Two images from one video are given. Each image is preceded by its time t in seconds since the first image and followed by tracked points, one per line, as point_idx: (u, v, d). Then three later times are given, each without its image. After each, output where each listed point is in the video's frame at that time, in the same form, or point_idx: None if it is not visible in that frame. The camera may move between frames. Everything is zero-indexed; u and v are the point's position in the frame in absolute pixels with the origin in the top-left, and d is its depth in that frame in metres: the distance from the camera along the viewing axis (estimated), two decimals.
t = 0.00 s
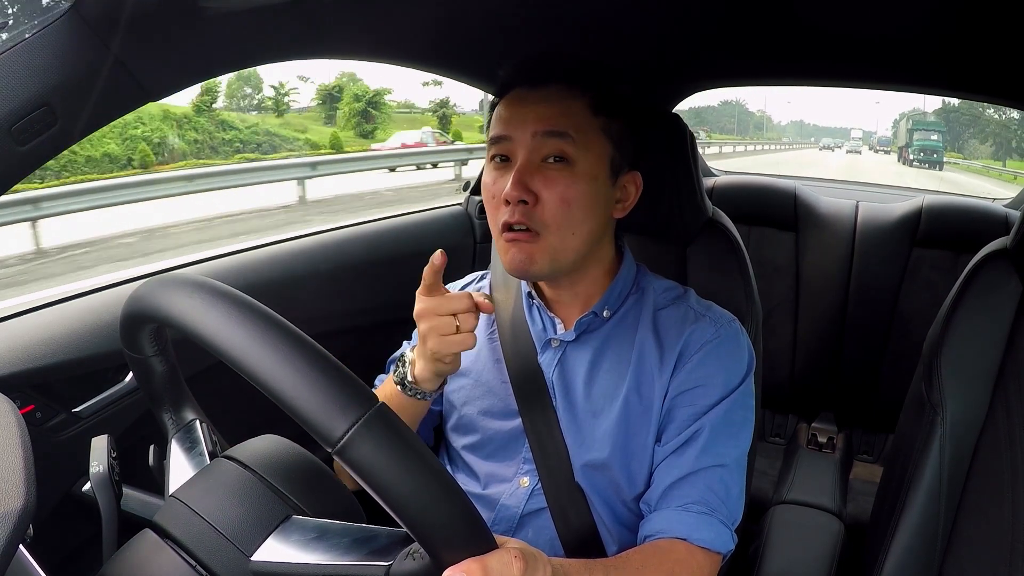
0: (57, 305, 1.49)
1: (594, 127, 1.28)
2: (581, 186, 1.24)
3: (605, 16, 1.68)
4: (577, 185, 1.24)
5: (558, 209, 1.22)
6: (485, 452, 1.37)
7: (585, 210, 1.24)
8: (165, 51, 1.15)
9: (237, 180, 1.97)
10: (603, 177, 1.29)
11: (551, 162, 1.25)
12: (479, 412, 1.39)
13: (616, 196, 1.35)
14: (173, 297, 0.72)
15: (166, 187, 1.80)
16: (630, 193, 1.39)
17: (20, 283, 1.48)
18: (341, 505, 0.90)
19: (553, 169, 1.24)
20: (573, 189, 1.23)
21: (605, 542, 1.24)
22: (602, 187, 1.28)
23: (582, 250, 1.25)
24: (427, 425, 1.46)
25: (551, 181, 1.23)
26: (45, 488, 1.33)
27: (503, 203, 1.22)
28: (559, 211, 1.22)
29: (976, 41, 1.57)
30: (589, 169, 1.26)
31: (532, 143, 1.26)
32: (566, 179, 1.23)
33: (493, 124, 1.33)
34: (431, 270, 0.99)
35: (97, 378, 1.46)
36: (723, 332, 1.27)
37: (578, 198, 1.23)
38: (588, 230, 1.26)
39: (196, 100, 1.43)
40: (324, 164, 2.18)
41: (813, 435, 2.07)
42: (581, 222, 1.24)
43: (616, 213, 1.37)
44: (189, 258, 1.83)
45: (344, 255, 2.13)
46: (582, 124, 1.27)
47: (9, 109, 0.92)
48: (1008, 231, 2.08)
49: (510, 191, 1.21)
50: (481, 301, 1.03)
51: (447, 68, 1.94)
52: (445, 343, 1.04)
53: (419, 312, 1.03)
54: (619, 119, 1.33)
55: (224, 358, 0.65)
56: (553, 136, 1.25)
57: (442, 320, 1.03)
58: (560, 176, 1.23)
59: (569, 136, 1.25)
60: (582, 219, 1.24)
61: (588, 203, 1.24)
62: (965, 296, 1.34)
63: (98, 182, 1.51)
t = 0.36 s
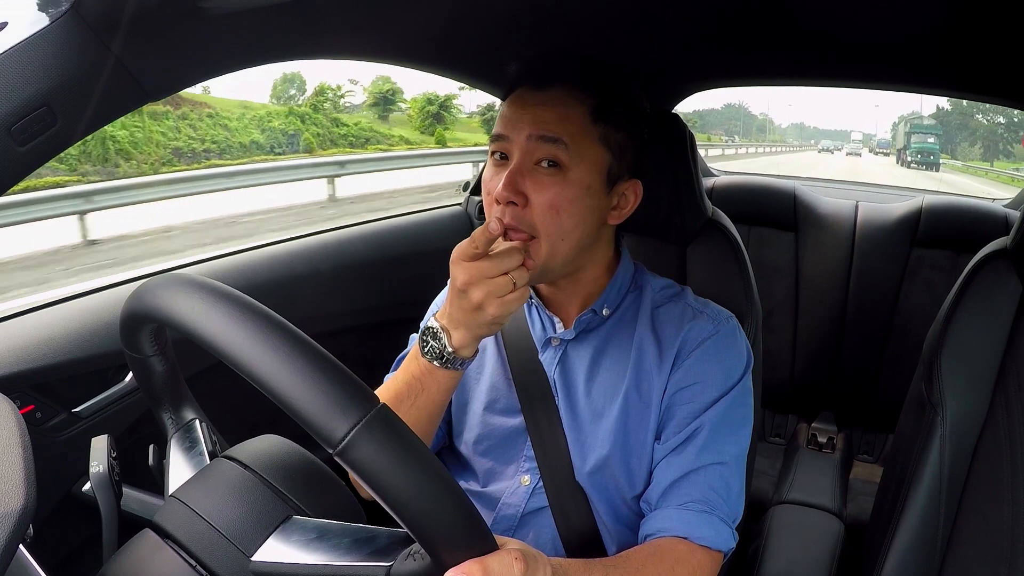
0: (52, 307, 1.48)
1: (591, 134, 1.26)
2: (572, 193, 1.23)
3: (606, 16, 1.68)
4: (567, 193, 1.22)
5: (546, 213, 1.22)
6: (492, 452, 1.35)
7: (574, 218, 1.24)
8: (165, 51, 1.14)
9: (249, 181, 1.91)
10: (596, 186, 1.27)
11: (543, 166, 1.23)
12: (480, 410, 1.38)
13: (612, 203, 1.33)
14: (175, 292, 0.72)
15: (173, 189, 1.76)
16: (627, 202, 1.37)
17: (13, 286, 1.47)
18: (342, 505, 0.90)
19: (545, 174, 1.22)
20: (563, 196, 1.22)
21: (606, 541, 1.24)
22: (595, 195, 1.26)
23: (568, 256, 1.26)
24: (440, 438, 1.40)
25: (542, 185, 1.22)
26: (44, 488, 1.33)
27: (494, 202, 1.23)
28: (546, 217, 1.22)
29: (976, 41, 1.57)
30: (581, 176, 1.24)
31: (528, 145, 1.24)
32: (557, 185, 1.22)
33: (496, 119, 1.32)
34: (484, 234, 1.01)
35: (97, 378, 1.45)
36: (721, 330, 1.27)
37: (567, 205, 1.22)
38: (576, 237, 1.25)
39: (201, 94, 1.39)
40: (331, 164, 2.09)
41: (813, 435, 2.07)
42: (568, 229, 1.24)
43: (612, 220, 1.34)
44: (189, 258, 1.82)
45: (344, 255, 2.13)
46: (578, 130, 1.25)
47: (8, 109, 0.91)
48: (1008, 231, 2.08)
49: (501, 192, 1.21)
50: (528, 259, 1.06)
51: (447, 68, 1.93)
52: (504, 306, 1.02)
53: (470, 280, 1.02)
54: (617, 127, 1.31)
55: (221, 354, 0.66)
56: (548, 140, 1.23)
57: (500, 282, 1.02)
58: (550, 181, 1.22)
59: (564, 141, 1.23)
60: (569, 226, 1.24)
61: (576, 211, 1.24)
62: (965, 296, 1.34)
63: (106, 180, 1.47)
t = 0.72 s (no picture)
0: (52, 307, 1.48)
1: (596, 136, 1.26)
2: (577, 196, 1.22)
3: (605, 16, 1.68)
4: (573, 195, 1.22)
5: (551, 214, 1.21)
6: (497, 449, 1.35)
7: (579, 219, 1.23)
8: (166, 51, 1.15)
9: (223, 182, 1.99)
10: (602, 189, 1.27)
11: (549, 168, 1.23)
12: (482, 410, 1.38)
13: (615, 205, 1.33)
14: (176, 291, 0.72)
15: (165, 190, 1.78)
16: (632, 203, 1.37)
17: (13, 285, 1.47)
18: (342, 505, 0.90)
19: (550, 176, 1.22)
20: (569, 197, 1.21)
21: (606, 541, 1.24)
22: (599, 197, 1.26)
23: (572, 256, 1.25)
24: (445, 438, 1.39)
25: (548, 186, 1.21)
26: (45, 488, 1.33)
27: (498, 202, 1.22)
28: (552, 219, 1.21)
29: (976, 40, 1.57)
30: (587, 179, 1.24)
31: (534, 146, 1.24)
32: (563, 187, 1.21)
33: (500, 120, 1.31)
34: (490, 211, 1.00)
35: (97, 378, 1.46)
36: (721, 332, 1.27)
37: (573, 207, 1.22)
38: (581, 239, 1.25)
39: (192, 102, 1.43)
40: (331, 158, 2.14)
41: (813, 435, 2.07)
42: (573, 230, 1.23)
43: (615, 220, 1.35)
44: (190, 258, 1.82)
45: (344, 255, 2.13)
46: (585, 132, 1.25)
47: (7, 109, 0.92)
48: (1008, 232, 2.08)
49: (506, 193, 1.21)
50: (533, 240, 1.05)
51: (447, 69, 1.94)
52: (511, 288, 1.03)
53: (475, 261, 1.03)
54: (624, 130, 1.31)
55: (226, 355, 0.65)
56: (555, 141, 1.23)
57: (506, 263, 1.03)
58: (556, 183, 1.22)
59: (571, 142, 1.23)
60: (574, 227, 1.23)
61: (581, 213, 1.23)
62: (964, 296, 1.34)
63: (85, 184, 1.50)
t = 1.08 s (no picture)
0: (53, 306, 1.48)
1: (598, 137, 1.26)
2: (582, 197, 1.22)
3: (605, 16, 1.68)
4: (578, 196, 1.21)
5: (557, 216, 1.20)
6: (499, 449, 1.35)
7: (583, 220, 1.23)
8: (166, 51, 1.15)
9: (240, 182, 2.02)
10: (605, 189, 1.27)
11: (553, 170, 1.22)
12: (484, 411, 1.38)
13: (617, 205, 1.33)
14: (176, 294, 0.72)
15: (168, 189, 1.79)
16: (634, 202, 1.38)
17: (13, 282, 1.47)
18: (342, 505, 0.90)
19: (554, 178, 1.22)
20: (574, 199, 1.21)
21: (606, 542, 1.24)
22: (603, 198, 1.26)
23: (577, 258, 1.25)
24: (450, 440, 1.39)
25: (552, 188, 1.21)
26: (45, 488, 1.33)
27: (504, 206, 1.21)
28: (558, 221, 1.21)
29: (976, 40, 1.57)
30: (591, 180, 1.24)
31: (537, 148, 1.23)
32: (567, 188, 1.21)
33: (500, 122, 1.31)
34: (495, 223, 1.01)
35: (97, 377, 1.46)
36: (723, 333, 1.27)
37: (578, 209, 1.22)
38: (585, 240, 1.25)
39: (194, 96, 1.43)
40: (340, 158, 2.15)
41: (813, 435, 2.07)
42: (577, 232, 1.23)
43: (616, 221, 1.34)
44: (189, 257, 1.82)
45: (345, 255, 2.13)
46: (588, 133, 1.25)
47: (9, 108, 0.92)
48: (1008, 231, 2.08)
49: (511, 196, 1.20)
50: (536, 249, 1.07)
51: (448, 69, 1.94)
52: (516, 296, 1.03)
53: (479, 271, 1.02)
54: (626, 129, 1.31)
55: (227, 358, 0.65)
56: (559, 143, 1.22)
57: (510, 272, 1.03)
58: (560, 184, 1.21)
59: (575, 144, 1.23)
60: (579, 229, 1.23)
61: (586, 214, 1.23)
62: (964, 296, 1.34)
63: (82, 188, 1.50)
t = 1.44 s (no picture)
0: (53, 306, 1.48)
1: (585, 132, 1.25)
2: (564, 194, 1.22)
3: (606, 16, 1.68)
4: (561, 193, 1.22)
5: (539, 213, 1.22)
6: (500, 446, 1.35)
7: (568, 216, 1.23)
8: (167, 51, 1.15)
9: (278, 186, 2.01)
10: (593, 185, 1.26)
11: (538, 167, 1.23)
12: (484, 410, 1.38)
13: (614, 203, 1.33)
14: (174, 293, 0.72)
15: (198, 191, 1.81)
16: (628, 201, 1.35)
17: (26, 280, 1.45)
18: (343, 506, 0.90)
19: (538, 175, 1.22)
20: (556, 196, 1.21)
21: (606, 541, 1.24)
22: (590, 193, 1.25)
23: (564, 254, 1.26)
24: (451, 438, 1.39)
25: (535, 185, 1.22)
26: (45, 488, 1.33)
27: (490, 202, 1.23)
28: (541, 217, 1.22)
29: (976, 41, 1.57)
30: (575, 176, 1.23)
31: (523, 145, 1.24)
32: (549, 185, 1.22)
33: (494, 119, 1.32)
34: (493, 205, 1.06)
35: (98, 377, 1.46)
36: (722, 331, 1.27)
37: (562, 205, 1.22)
38: (572, 236, 1.25)
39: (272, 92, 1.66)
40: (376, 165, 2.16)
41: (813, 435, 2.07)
42: (563, 228, 1.23)
43: (615, 219, 1.34)
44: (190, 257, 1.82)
45: (345, 255, 2.13)
46: (574, 130, 1.24)
47: (9, 109, 0.92)
48: (1008, 232, 2.08)
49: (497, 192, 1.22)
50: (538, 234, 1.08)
51: (448, 69, 1.93)
52: (516, 280, 1.05)
53: (481, 254, 1.04)
54: (617, 127, 1.30)
55: (220, 354, 0.66)
56: (543, 140, 1.23)
57: (512, 255, 1.05)
58: (544, 181, 1.22)
59: (558, 140, 1.23)
60: (564, 225, 1.23)
61: (572, 210, 1.23)
62: (964, 296, 1.34)
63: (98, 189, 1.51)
